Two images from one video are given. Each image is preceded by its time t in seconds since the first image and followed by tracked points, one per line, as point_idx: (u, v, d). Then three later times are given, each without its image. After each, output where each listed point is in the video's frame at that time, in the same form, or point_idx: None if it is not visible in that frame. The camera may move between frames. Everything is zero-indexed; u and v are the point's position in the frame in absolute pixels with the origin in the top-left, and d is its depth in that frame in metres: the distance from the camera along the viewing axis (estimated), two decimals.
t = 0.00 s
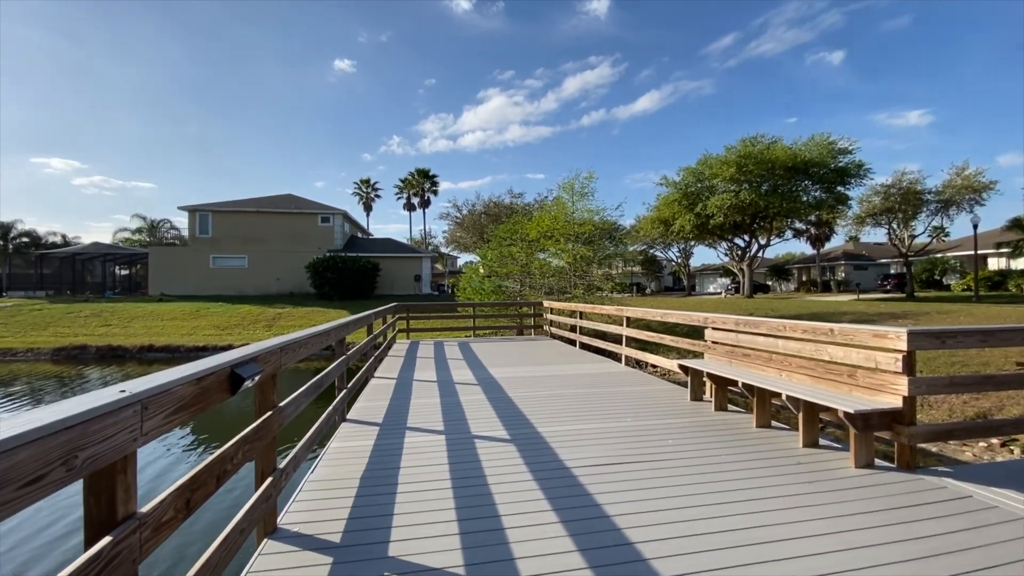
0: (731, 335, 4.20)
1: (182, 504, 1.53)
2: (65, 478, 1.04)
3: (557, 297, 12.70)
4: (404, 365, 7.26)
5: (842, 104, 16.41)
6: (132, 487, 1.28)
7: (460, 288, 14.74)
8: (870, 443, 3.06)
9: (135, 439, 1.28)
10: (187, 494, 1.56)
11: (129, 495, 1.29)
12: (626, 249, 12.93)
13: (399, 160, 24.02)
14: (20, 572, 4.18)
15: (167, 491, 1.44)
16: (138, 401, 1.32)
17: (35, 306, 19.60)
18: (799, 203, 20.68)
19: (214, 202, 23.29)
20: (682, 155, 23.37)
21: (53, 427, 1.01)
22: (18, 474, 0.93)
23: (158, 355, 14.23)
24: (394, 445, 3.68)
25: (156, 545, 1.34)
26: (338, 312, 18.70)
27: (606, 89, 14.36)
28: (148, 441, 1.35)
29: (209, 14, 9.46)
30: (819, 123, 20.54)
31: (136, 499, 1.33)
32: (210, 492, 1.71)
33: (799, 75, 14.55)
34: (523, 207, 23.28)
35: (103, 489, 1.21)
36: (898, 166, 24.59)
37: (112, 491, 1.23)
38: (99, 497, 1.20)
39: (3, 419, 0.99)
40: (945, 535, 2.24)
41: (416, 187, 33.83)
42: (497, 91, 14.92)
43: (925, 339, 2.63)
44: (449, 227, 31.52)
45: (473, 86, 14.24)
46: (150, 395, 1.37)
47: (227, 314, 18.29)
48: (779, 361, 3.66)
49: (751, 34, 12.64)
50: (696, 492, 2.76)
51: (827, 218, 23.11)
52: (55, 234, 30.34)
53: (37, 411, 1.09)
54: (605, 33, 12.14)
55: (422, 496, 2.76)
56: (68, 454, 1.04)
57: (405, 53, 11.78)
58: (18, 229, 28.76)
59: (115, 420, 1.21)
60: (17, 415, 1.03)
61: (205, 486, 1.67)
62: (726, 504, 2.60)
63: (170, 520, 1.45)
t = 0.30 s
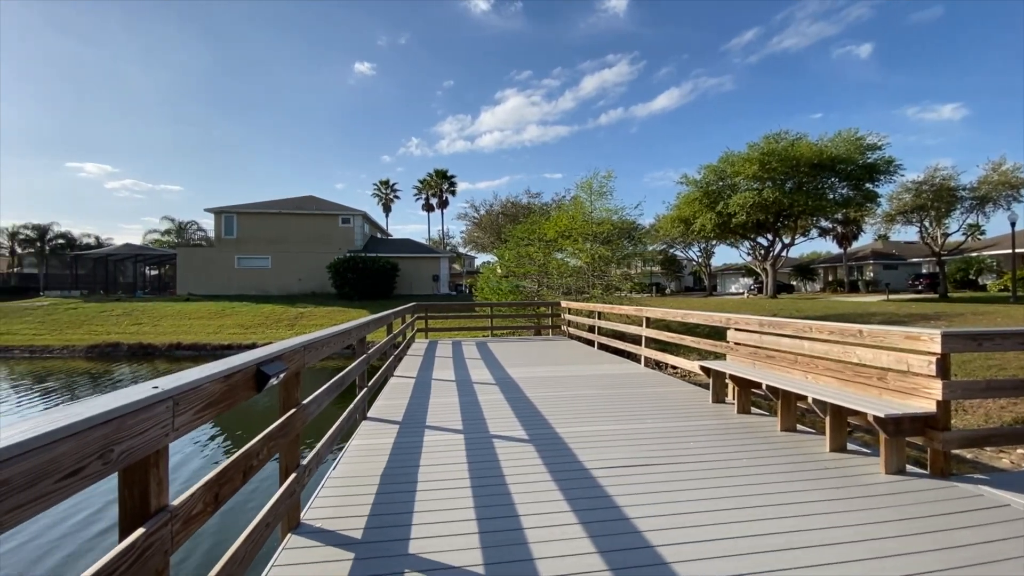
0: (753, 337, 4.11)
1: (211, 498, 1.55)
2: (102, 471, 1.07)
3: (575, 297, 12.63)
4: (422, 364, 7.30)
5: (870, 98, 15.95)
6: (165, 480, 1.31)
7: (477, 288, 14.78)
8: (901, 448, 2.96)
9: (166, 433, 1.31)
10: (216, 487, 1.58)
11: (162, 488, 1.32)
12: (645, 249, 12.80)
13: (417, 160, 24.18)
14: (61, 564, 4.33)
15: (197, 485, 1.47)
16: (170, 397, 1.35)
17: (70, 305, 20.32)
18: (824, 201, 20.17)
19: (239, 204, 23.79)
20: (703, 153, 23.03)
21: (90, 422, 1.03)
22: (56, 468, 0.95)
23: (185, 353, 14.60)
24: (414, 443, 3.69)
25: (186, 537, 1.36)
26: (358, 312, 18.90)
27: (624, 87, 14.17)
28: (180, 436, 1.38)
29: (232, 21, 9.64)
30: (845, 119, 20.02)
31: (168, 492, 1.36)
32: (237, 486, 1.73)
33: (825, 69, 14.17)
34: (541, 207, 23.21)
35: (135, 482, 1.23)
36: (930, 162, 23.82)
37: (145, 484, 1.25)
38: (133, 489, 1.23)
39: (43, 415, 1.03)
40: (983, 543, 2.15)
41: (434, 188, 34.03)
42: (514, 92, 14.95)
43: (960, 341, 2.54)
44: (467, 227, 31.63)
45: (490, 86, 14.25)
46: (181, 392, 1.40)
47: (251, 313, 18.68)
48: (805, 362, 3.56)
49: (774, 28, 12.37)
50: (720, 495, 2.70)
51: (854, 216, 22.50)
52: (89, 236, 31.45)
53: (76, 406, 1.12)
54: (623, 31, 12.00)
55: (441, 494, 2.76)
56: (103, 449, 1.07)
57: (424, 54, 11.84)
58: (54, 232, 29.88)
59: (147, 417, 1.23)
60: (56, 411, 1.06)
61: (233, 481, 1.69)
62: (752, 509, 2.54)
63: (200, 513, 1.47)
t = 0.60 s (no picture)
0: (776, 338, 4.02)
1: (236, 493, 1.57)
2: (133, 464, 1.09)
3: (593, 297, 12.55)
4: (440, 363, 7.33)
5: (897, 92, 15.52)
6: (193, 475, 1.33)
7: (494, 288, 14.80)
8: (931, 453, 2.87)
9: (194, 429, 1.33)
10: (240, 483, 1.60)
11: (190, 482, 1.34)
12: (664, 249, 12.68)
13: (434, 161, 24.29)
14: (90, 556, 4.44)
15: (222, 480, 1.49)
16: (198, 394, 1.37)
17: (101, 305, 20.95)
18: (850, 199, 19.67)
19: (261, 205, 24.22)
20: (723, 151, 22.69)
21: (122, 418, 1.06)
22: (91, 461, 0.98)
23: (210, 351, 14.93)
24: (432, 442, 3.71)
25: (213, 531, 1.38)
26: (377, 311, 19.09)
27: (641, 86, 13.98)
28: (206, 432, 1.40)
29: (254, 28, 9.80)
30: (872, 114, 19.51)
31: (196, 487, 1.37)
32: (261, 481, 1.75)
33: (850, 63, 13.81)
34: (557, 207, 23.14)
35: (165, 476, 1.25)
36: (962, 158, 23.07)
37: (174, 479, 1.27)
38: (162, 483, 1.25)
39: (80, 409, 1.06)
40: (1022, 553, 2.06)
41: (450, 189, 34.18)
42: (530, 92, 14.98)
43: (996, 344, 2.44)
44: (484, 228, 31.68)
45: (507, 85, 14.24)
46: (209, 388, 1.42)
47: (273, 313, 19.01)
48: (830, 364, 3.47)
49: (796, 22, 12.11)
50: (744, 499, 2.65)
51: (881, 213, 21.90)
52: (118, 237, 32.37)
53: (110, 402, 1.15)
54: (640, 29, 11.84)
55: (459, 493, 2.76)
56: (134, 443, 1.10)
57: (441, 56, 11.88)
58: (87, 233, 30.90)
59: (176, 412, 1.25)
60: (89, 407, 1.08)
61: (257, 477, 1.72)
62: (777, 513, 2.48)
63: (225, 508, 1.49)
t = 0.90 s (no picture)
0: (802, 339, 3.91)
1: (262, 488, 1.58)
2: (165, 458, 1.11)
3: (611, 297, 12.45)
4: (458, 363, 7.34)
5: (929, 84, 15.02)
6: (220, 469, 1.34)
7: (512, 288, 14.80)
8: (967, 458, 2.76)
9: (222, 425, 1.36)
10: (266, 478, 1.62)
11: (218, 477, 1.35)
12: (684, 248, 12.52)
13: (452, 161, 24.38)
14: (121, 549, 4.55)
15: (249, 475, 1.50)
16: (226, 391, 1.40)
17: (132, 303, 21.59)
18: (880, 196, 19.14)
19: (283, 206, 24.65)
20: (745, 148, 22.28)
21: (155, 414, 1.08)
22: (124, 455, 1.00)
23: (235, 350, 15.26)
24: (451, 441, 3.71)
25: (240, 525, 1.40)
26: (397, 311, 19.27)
27: (661, 83, 13.81)
28: (234, 428, 1.42)
29: (276, 35, 9.94)
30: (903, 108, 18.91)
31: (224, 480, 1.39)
32: (285, 477, 1.77)
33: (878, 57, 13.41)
34: (576, 207, 23.03)
35: (195, 471, 1.27)
36: (998, 152, 22.25)
37: (204, 473, 1.29)
38: (192, 477, 1.27)
39: (115, 404, 1.09)
40: None
41: (468, 189, 34.28)
42: (548, 91, 14.96)
43: None
44: (502, 228, 31.70)
45: (525, 84, 14.21)
46: (236, 385, 1.44)
47: (295, 312, 19.33)
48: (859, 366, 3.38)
49: (821, 15, 11.80)
50: (771, 505, 2.58)
51: (911, 211, 21.26)
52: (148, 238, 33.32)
53: (142, 398, 1.18)
54: (660, 26, 11.67)
55: (478, 492, 2.76)
56: (166, 438, 1.12)
57: (458, 57, 11.90)
58: (118, 235, 31.89)
59: (204, 409, 1.27)
60: (122, 403, 1.11)
61: (281, 472, 1.73)
62: (804, 518, 2.42)
63: (252, 502, 1.50)
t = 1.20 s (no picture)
0: (827, 341, 3.80)
1: (285, 483, 1.59)
2: (194, 453, 1.13)
3: (629, 297, 12.34)
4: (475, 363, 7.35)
5: (961, 77, 14.53)
6: (245, 465, 1.35)
7: (528, 288, 14.76)
8: (1002, 464, 2.66)
9: (247, 421, 1.37)
10: (289, 474, 1.63)
11: (243, 472, 1.36)
12: (703, 248, 12.35)
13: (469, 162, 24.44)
14: (150, 543, 4.65)
15: (272, 471, 1.51)
16: (250, 388, 1.41)
17: (158, 303, 22.15)
18: (909, 193, 18.62)
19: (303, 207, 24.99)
20: (767, 146, 21.87)
21: (184, 410, 1.09)
22: (156, 449, 1.02)
23: (257, 348, 15.52)
24: (468, 440, 3.71)
25: (263, 520, 1.41)
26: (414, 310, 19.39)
27: (679, 81, 13.65)
28: (258, 424, 1.43)
29: (295, 41, 10.06)
30: (931, 103, 18.35)
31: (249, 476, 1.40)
32: (307, 474, 1.77)
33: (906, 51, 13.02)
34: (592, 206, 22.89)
35: (221, 467, 1.28)
36: None
37: (229, 469, 1.30)
38: (218, 472, 1.28)
39: (146, 401, 1.10)
40: None
41: (485, 189, 34.33)
42: (565, 90, 14.93)
43: None
44: (518, 228, 31.66)
45: (541, 84, 14.15)
46: (260, 382, 1.45)
47: (315, 311, 19.61)
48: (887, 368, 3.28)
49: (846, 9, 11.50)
50: (797, 509, 2.51)
51: (941, 208, 20.66)
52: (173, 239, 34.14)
53: (171, 394, 1.19)
54: (679, 23, 11.50)
55: (496, 492, 2.74)
56: (194, 433, 1.13)
57: (475, 57, 11.90)
58: (146, 236, 32.73)
59: (231, 406, 1.28)
60: (152, 399, 1.12)
61: (303, 469, 1.74)
62: (833, 524, 2.35)
63: (275, 497, 1.51)
